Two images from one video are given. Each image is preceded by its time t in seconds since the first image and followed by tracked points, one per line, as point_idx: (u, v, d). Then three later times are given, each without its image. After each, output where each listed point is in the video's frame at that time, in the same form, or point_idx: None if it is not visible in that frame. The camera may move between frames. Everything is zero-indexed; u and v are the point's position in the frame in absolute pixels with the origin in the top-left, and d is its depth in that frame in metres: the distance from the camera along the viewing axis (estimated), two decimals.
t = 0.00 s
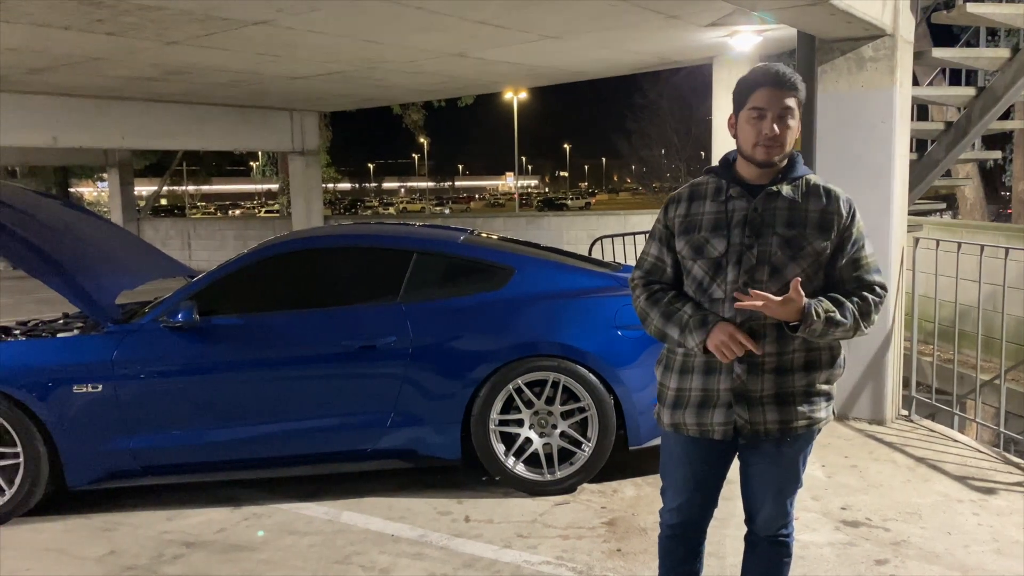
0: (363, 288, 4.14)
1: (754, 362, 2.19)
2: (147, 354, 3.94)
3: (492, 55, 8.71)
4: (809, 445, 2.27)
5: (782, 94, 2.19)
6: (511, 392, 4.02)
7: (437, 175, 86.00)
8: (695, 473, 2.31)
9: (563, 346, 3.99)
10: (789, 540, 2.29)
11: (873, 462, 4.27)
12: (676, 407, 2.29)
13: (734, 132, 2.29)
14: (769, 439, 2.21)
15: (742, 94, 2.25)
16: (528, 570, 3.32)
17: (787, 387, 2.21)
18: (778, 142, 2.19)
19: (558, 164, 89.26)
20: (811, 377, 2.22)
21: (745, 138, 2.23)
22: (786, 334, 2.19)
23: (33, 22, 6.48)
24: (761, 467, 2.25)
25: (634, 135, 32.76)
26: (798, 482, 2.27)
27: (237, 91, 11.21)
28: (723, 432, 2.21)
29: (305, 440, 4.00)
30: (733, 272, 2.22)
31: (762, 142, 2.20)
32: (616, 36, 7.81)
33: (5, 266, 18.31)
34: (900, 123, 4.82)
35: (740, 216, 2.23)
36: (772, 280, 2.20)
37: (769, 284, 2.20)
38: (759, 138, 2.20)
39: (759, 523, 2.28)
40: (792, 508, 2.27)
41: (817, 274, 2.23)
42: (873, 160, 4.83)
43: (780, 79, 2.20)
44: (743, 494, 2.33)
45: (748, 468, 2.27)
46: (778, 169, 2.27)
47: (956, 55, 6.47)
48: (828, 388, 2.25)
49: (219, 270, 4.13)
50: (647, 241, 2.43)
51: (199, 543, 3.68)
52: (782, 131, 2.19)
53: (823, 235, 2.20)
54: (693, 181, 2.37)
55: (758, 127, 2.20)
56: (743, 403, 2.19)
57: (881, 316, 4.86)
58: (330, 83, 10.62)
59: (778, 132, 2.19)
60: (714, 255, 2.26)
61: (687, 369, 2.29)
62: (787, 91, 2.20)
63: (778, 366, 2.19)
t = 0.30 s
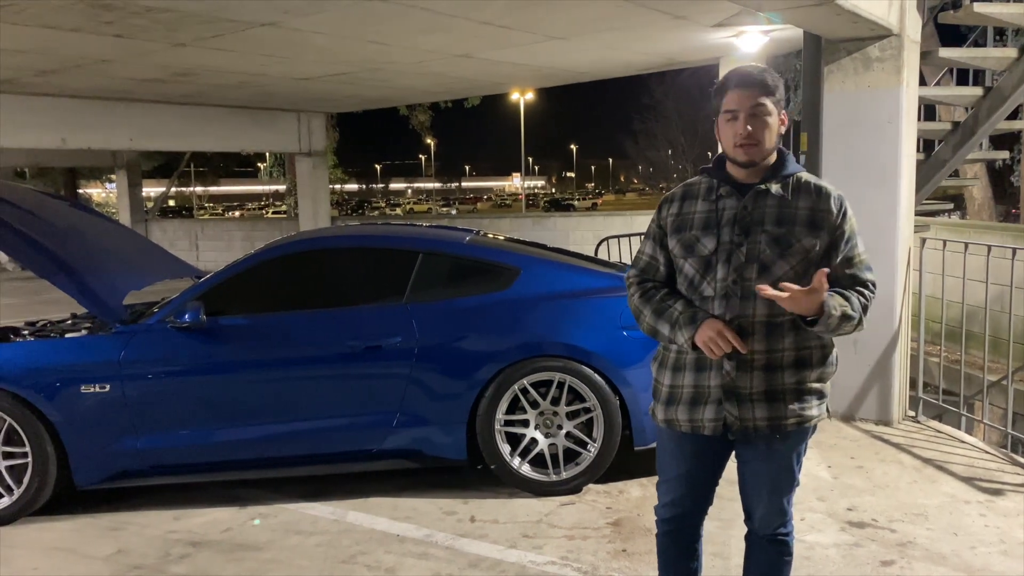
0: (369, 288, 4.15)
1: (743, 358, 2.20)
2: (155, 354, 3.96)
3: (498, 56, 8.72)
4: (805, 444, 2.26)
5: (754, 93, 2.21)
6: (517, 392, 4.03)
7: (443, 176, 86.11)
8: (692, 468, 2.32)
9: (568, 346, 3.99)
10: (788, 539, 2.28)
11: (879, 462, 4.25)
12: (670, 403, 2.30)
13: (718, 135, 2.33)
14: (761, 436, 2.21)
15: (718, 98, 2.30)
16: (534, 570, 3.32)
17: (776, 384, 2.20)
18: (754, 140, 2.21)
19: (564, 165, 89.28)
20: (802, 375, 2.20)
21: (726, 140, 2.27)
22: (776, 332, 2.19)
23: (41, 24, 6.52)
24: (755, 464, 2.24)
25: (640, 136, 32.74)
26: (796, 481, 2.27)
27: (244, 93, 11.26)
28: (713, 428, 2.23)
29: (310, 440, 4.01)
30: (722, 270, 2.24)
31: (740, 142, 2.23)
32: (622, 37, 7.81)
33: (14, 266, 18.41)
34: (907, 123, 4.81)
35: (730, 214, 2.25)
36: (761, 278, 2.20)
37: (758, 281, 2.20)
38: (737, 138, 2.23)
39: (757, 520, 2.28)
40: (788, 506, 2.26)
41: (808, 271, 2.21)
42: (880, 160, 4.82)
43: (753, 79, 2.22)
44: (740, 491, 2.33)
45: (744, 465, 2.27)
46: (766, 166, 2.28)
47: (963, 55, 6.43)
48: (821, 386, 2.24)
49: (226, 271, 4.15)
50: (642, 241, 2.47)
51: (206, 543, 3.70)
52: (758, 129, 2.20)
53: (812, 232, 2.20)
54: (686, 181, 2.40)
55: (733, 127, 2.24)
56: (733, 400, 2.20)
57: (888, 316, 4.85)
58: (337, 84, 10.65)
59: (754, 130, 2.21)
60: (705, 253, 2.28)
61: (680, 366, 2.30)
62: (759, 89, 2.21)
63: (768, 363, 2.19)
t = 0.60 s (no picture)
0: (375, 289, 4.16)
1: (727, 354, 2.23)
2: (162, 354, 3.98)
3: (504, 57, 8.72)
4: (794, 442, 2.26)
5: (729, 93, 2.23)
6: (522, 392, 4.03)
7: (450, 176, 86.16)
8: (687, 465, 2.34)
9: (573, 347, 3.99)
10: (784, 538, 2.27)
11: (886, 464, 4.24)
12: (659, 398, 2.34)
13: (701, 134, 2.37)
14: (745, 433, 2.23)
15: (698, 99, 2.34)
16: (539, 570, 3.32)
17: (759, 382, 2.20)
18: (733, 139, 2.24)
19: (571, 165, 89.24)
20: (786, 373, 2.20)
21: (707, 140, 2.32)
22: (760, 328, 2.21)
23: (50, 26, 6.55)
24: (745, 463, 2.26)
25: (647, 137, 32.69)
26: (788, 480, 2.27)
27: (251, 94, 11.30)
28: (698, 422, 2.25)
29: (317, 441, 4.02)
30: (707, 266, 2.28)
31: (720, 141, 2.27)
32: (629, 37, 7.81)
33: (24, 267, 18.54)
34: (914, 123, 4.79)
35: (716, 211, 2.29)
36: (744, 274, 2.22)
37: (741, 277, 2.22)
38: (716, 138, 2.27)
39: (750, 519, 2.28)
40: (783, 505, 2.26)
41: (793, 268, 2.22)
42: (886, 160, 4.81)
43: (728, 79, 2.25)
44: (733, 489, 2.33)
45: (736, 463, 2.28)
46: (751, 163, 2.31)
47: (970, 55, 6.40)
48: (807, 386, 2.23)
49: (233, 271, 4.16)
50: (634, 239, 2.52)
51: (213, 542, 3.71)
52: (736, 128, 2.23)
53: (796, 229, 2.21)
54: (677, 180, 2.45)
55: (711, 128, 2.28)
56: (717, 395, 2.23)
57: (895, 318, 4.83)
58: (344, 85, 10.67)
59: (731, 128, 2.24)
60: (689, 250, 2.33)
61: (668, 362, 2.35)
62: (734, 88, 2.24)
63: (751, 360, 2.21)
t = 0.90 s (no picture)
0: (381, 289, 4.17)
1: (714, 351, 2.24)
2: (170, 354, 4.00)
3: (511, 57, 8.73)
4: (786, 440, 2.25)
5: (710, 93, 2.27)
6: (529, 393, 4.03)
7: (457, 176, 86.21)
8: (683, 463, 2.35)
9: (578, 347, 4.00)
10: (782, 539, 2.25)
11: (895, 465, 4.22)
12: (651, 397, 2.37)
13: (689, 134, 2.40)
14: (734, 431, 2.23)
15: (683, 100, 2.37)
16: (546, 571, 3.32)
17: (747, 379, 2.21)
18: (715, 137, 2.27)
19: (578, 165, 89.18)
20: (774, 372, 2.21)
21: (692, 140, 2.35)
22: (747, 326, 2.22)
23: (60, 27, 6.58)
24: (735, 462, 2.26)
25: (655, 137, 32.64)
26: (782, 479, 2.26)
27: (259, 94, 11.33)
28: (687, 419, 2.27)
29: (324, 440, 4.03)
30: (694, 263, 2.30)
31: (703, 140, 2.30)
32: (636, 37, 7.79)
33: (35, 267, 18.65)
34: (923, 123, 4.77)
35: (703, 210, 2.32)
36: (731, 271, 2.24)
37: (728, 275, 2.24)
38: (700, 137, 2.30)
39: (746, 519, 2.27)
40: (778, 505, 2.25)
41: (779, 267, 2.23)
42: (896, 161, 4.79)
43: (710, 79, 2.28)
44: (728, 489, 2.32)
45: (728, 461, 2.28)
46: (738, 162, 2.32)
47: (980, 54, 6.37)
48: (796, 384, 2.23)
49: (241, 272, 4.17)
50: (625, 239, 2.55)
51: (221, 542, 3.73)
52: (717, 126, 2.26)
53: (782, 228, 2.23)
54: (668, 181, 2.48)
55: (694, 128, 2.31)
56: (706, 392, 2.24)
57: (903, 318, 4.82)
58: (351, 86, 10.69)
59: (712, 127, 2.27)
60: (678, 248, 2.35)
61: (659, 360, 2.37)
62: (715, 87, 2.26)
63: (738, 357, 2.22)
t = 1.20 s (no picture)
0: (389, 289, 4.17)
1: (700, 349, 2.24)
2: (179, 353, 4.01)
3: (520, 57, 8.72)
4: (777, 438, 2.23)
5: (695, 95, 2.27)
6: (538, 392, 4.03)
7: (465, 177, 86.28)
8: (679, 459, 2.35)
9: (583, 346, 4.00)
10: (778, 540, 2.23)
11: (904, 466, 4.20)
12: (640, 395, 2.37)
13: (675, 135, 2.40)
14: (721, 428, 2.23)
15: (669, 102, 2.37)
16: (554, 571, 3.32)
17: (733, 376, 2.21)
18: (699, 138, 2.27)
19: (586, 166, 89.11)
20: (759, 369, 2.21)
21: (677, 141, 2.35)
22: (731, 325, 2.22)
23: (71, 28, 6.62)
24: (726, 460, 2.25)
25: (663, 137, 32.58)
26: (776, 479, 2.23)
27: (268, 95, 11.37)
28: (674, 417, 2.27)
29: (332, 440, 4.04)
30: (680, 263, 2.31)
31: (687, 140, 2.30)
32: (644, 36, 7.77)
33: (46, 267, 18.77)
34: (933, 122, 4.74)
35: (690, 209, 2.32)
36: (716, 270, 2.23)
37: (712, 274, 2.24)
38: (684, 138, 2.30)
39: (739, 519, 2.26)
40: (771, 505, 2.23)
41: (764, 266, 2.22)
42: (907, 161, 4.76)
43: (695, 81, 2.28)
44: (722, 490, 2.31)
45: (719, 459, 2.27)
46: (724, 162, 2.32)
47: (991, 53, 6.32)
48: (782, 381, 2.22)
49: (250, 271, 4.19)
50: (616, 240, 2.57)
51: (229, 540, 3.74)
52: (702, 127, 2.26)
53: (767, 227, 2.22)
54: (657, 182, 2.49)
55: (678, 128, 2.31)
56: (692, 390, 2.24)
57: (913, 319, 4.79)
58: (360, 86, 10.72)
59: (696, 127, 2.27)
60: (665, 248, 2.36)
61: (647, 359, 2.38)
62: (700, 89, 2.26)
63: (723, 355, 2.22)
